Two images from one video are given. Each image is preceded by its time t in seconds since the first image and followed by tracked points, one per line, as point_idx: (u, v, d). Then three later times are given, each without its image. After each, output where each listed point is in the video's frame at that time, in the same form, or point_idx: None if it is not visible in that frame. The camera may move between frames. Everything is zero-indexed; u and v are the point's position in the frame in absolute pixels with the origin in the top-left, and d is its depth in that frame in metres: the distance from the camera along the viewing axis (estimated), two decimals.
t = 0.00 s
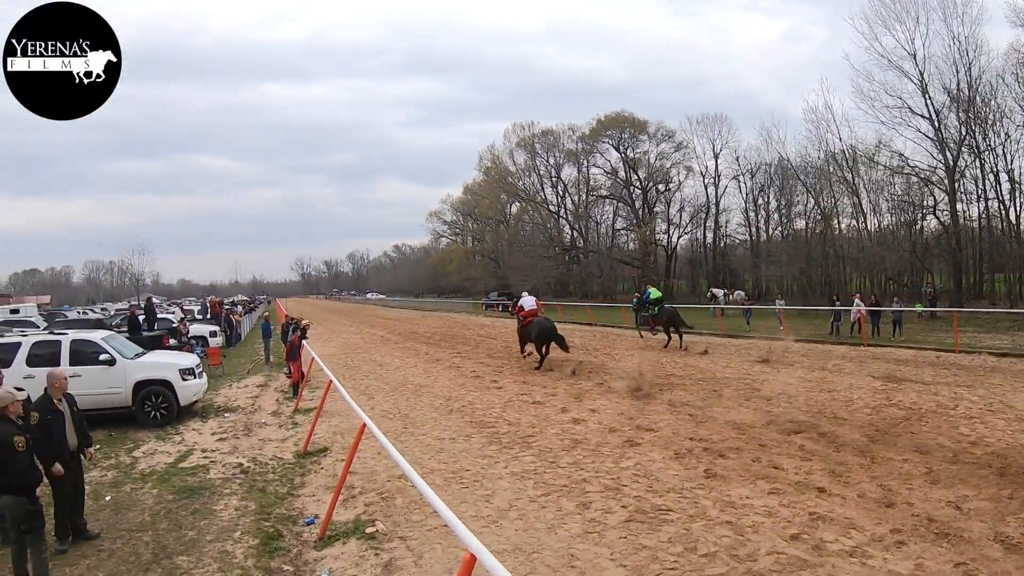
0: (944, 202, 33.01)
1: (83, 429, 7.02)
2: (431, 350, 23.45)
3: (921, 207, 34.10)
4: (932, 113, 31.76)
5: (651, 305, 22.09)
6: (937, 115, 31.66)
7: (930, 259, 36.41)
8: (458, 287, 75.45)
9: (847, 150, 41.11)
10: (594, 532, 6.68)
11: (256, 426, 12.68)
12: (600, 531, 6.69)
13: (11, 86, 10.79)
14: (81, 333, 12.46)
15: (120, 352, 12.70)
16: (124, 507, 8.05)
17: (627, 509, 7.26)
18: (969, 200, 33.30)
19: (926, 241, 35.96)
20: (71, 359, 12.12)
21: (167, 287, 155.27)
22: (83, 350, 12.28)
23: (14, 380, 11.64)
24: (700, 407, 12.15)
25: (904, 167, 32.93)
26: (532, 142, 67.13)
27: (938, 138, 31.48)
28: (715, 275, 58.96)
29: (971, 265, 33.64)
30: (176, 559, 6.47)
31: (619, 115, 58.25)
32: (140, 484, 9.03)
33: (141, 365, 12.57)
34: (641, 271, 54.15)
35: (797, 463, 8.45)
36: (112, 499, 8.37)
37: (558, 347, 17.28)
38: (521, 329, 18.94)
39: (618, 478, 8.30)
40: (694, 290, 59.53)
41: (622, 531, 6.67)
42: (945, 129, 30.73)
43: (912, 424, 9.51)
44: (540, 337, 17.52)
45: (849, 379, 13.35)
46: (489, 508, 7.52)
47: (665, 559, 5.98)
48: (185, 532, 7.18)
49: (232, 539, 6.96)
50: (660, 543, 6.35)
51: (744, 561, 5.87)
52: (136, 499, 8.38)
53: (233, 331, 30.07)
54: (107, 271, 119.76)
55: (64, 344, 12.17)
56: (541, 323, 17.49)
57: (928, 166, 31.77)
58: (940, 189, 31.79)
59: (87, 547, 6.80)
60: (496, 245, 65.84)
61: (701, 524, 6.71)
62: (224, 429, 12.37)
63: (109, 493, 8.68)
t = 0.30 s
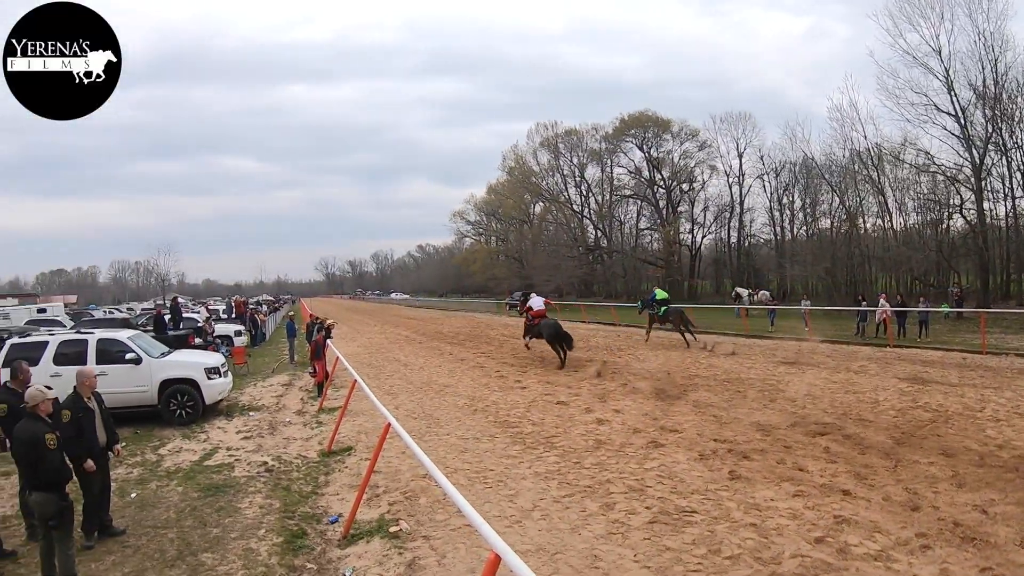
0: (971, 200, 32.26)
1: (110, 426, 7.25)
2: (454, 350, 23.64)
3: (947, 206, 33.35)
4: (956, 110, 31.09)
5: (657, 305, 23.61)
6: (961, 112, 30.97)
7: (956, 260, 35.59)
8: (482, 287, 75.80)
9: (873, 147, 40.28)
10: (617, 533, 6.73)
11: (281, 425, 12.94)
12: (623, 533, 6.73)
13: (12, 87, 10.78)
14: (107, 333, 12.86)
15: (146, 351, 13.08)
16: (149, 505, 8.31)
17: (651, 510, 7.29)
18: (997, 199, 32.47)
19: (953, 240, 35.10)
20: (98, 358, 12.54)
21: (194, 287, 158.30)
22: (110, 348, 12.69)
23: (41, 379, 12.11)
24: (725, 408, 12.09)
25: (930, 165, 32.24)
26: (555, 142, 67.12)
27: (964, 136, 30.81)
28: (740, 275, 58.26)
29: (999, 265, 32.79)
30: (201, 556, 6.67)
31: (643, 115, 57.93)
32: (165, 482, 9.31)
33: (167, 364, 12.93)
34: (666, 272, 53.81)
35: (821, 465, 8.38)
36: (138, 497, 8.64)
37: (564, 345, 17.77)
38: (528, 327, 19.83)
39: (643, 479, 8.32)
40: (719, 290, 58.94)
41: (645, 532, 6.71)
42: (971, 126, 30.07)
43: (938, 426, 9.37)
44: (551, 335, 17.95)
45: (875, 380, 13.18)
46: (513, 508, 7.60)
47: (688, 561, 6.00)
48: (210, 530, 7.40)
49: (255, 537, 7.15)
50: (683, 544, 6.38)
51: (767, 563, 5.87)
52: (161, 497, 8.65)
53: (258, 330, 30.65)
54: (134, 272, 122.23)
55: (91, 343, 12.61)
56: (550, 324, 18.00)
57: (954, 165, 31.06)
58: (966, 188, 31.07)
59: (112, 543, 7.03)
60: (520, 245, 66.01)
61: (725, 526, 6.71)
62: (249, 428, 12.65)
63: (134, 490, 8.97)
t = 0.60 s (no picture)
0: (997, 199, 31.48)
1: (134, 424, 7.49)
2: (477, 349, 23.86)
3: (972, 204, 32.61)
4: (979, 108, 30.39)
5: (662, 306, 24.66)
6: (985, 110, 30.26)
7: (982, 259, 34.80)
8: (505, 287, 76.05)
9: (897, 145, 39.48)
10: (638, 535, 6.76)
11: (304, 424, 13.18)
12: (645, 534, 6.76)
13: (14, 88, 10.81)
14: (131, 333, 13.23)
15: (170, 350, 13.41)
16: (173, 502, 8.57)
17: (673, 511, 7.30)
18: None
19: (978, 239, 34.30)
20: (122, 357, 12.91)
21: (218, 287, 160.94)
22: (133, 348, 13.04)
23: (67, 378, 12.52)
24: (748, 409, 12.02)
25: (953, 163, 31.58)
26: (577, 142, 66.98)
27: (989, 134, 30.09)
28: (763, 275, 57.53)
29: None
30: (223, 553, 6.86)
31: (665, 114, 57.51)
32: (189, 479, 9.57)
33: (190, 363, 13.24)
34: (688, 272, 53.43)
35: (845, 467, 8.30)
36: (161, 494, 8.90)
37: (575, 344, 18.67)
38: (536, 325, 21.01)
39: (665, 481, 8.32)
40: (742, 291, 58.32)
41: (667, 533, 6.72)
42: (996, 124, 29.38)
43: (963, 429, 9.23)
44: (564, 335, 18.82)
45: (900, 382, 12.99)
46: (535, 508, 7.68)
47: (710, 563, 6.02)
48: (232, 527, 7.60)
49: (277, 535, 7.33)
50: (706, 546, 6.39)
51: (789, 566, 5.85)
52: (184, 494, 8.89)
53: (281, 329, 31.15)
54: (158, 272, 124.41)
55: (115, 342, 12.99)
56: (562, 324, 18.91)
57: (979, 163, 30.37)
58: (991, 186, 30.36)
59: (136, 540, 7.26)
60: (542, 245, 66.08)
61: (747, 529, 6.70)
62: (272, 427, 12.91)
63: (157, 487, 9.23)
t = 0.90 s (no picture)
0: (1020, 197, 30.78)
1: (157, 423, 7.71)
2: (498, 349, 24.01)
3: (994, 203, 31.95)
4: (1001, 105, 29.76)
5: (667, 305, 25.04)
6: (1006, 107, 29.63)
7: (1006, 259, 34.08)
8: (525, 287, 76.21)
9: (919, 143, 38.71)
10: (658, 536, 6.78)
11: (324, 423, 13.39)
12: (665, 535, 6.78)
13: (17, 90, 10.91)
14: (153, 332, 13.54)
15: (192, 349, 13.71)
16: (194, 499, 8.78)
17: (693, 513, 7.31)
18: None
19: (1002, 238, 33.59)
20: (145, 355, 13.24)
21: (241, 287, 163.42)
22: (155, 347, 13.36)
23: (90, 376, 12.88)
24: (768, 410, 11.95)
25: (974, 162, 30.98)
26: (597, 142, 66.79)
27: (1010, 132, 29.47)
28: (784, 275, 56.88)
29: None
30: (243, 551, 7.03)
31: (686, 113, 57.11)
32: (210, 477, 9.80)
33: (211, 362, 13.53)
34: (709, 273, 53.06)
35: (866, 469, 8.23)
36: (183, 492, 9.13)
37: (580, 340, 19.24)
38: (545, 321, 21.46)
39: (686, 482, 8.33)
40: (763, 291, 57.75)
41: (687, 535, 6.74)
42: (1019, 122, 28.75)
43: (986, 431, 9.11)
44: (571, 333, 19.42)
45: (922, 383, 12.80)
46: (554, 508, 7.74)
47: (731, 565, 6.03)
48: (253, 525, 7.78)
49: (298, 533, 7.49)
50: (727, 548, 6.39)
51: (809, 569, 5.84)
52: (205, 492, 9.12)
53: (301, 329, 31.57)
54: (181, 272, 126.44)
55: (138, 341, 13.33)
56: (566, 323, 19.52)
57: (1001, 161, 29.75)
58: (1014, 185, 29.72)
59: (159, 537, 7.46)
60: (562, 245, 66.06)
61: (767, 531, 6.69)
62: (293, 426, 13.14)
63: (179, 485, 9.46)
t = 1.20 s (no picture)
0: None
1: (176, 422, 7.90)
2: (514, 350, 24.01)
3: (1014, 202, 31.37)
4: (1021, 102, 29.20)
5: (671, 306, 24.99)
6: None
7: None
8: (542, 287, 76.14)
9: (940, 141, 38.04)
10: (676, 537, 6.79)
11: (343, 422, 13.56)
12: (683, 536, 6.80)
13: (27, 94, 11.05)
14: (174, 332, 13.82)
15: (212, 349, 13.97)
16: (214, 497, 8.97)
17: (711, 514, 7.31)
18: None
19: None
20: (165, 354, 13.53)
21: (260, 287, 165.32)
22: (176, 346, 13.65)
23: (112, 374, 13.20)
24: (788, 412, 11.88)
25: (994, 159, 30.43)
26: (615, 141, 66.52)
27: None
28: (803, 274, 56.29)
29: None
30: (262, 549, 7.18)
31: (705, 111, 56.65)
32: (229, 475, 9.99)
33: (231, 361, 13.78)
34: (729, 272, 52.65)
35: (885, 471, 8.17)
36: (202, 490, 9.32)
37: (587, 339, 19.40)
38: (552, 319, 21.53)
39: (704, 483, 8.32)
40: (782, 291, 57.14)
41: (705, 536, 6.75)
42: None
43: (1008, 434, 8.97)
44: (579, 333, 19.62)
45: (944, 384, 12.61)
46: (572, 509, 7.79)
47: (748, 566, 6.03)
48: (271, 523, 7.93)
49: (316, 531, 7.62)
50: (745, 549, 6.39)
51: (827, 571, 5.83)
52: (225, 490, 9.31)
53: (320, 328, 31.91)
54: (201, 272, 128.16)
55: (158, 340, 13.64)
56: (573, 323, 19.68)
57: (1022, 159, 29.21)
58: None
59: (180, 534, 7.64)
60: (580, 245, 65.91)
61: (785, 532, 6.67)
62: (312, 425, 13.33)
63: (198, 483, 9.66)
